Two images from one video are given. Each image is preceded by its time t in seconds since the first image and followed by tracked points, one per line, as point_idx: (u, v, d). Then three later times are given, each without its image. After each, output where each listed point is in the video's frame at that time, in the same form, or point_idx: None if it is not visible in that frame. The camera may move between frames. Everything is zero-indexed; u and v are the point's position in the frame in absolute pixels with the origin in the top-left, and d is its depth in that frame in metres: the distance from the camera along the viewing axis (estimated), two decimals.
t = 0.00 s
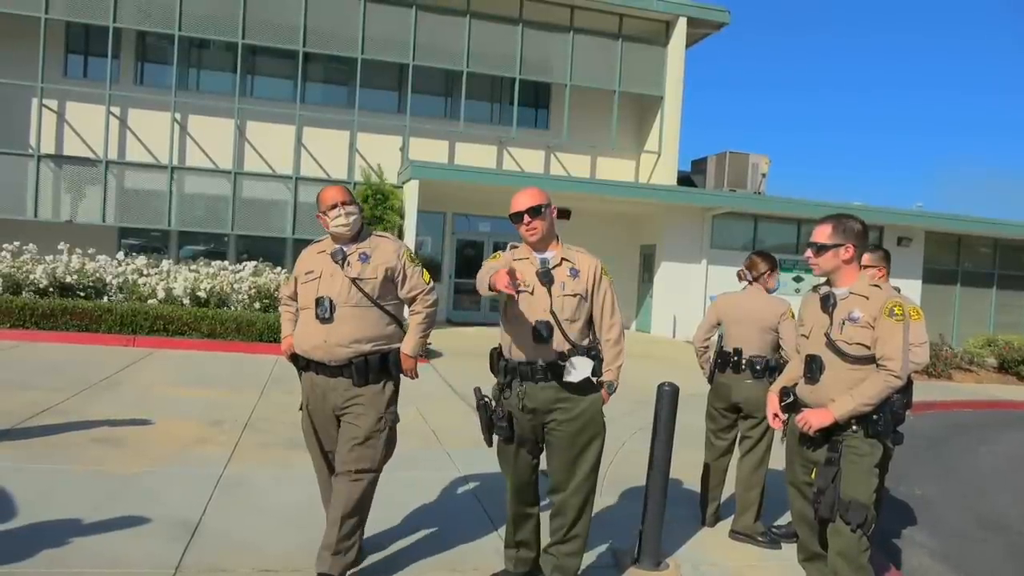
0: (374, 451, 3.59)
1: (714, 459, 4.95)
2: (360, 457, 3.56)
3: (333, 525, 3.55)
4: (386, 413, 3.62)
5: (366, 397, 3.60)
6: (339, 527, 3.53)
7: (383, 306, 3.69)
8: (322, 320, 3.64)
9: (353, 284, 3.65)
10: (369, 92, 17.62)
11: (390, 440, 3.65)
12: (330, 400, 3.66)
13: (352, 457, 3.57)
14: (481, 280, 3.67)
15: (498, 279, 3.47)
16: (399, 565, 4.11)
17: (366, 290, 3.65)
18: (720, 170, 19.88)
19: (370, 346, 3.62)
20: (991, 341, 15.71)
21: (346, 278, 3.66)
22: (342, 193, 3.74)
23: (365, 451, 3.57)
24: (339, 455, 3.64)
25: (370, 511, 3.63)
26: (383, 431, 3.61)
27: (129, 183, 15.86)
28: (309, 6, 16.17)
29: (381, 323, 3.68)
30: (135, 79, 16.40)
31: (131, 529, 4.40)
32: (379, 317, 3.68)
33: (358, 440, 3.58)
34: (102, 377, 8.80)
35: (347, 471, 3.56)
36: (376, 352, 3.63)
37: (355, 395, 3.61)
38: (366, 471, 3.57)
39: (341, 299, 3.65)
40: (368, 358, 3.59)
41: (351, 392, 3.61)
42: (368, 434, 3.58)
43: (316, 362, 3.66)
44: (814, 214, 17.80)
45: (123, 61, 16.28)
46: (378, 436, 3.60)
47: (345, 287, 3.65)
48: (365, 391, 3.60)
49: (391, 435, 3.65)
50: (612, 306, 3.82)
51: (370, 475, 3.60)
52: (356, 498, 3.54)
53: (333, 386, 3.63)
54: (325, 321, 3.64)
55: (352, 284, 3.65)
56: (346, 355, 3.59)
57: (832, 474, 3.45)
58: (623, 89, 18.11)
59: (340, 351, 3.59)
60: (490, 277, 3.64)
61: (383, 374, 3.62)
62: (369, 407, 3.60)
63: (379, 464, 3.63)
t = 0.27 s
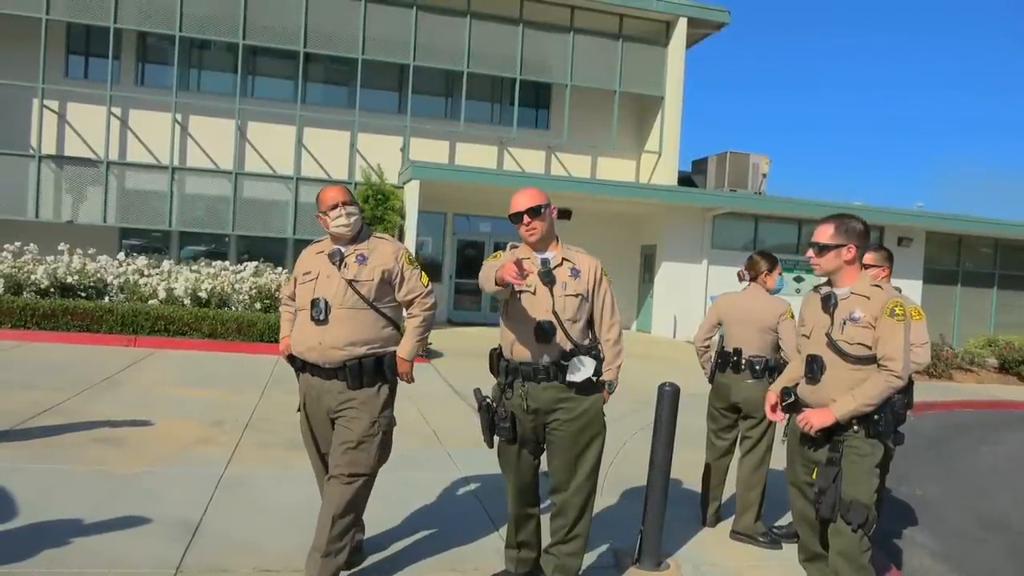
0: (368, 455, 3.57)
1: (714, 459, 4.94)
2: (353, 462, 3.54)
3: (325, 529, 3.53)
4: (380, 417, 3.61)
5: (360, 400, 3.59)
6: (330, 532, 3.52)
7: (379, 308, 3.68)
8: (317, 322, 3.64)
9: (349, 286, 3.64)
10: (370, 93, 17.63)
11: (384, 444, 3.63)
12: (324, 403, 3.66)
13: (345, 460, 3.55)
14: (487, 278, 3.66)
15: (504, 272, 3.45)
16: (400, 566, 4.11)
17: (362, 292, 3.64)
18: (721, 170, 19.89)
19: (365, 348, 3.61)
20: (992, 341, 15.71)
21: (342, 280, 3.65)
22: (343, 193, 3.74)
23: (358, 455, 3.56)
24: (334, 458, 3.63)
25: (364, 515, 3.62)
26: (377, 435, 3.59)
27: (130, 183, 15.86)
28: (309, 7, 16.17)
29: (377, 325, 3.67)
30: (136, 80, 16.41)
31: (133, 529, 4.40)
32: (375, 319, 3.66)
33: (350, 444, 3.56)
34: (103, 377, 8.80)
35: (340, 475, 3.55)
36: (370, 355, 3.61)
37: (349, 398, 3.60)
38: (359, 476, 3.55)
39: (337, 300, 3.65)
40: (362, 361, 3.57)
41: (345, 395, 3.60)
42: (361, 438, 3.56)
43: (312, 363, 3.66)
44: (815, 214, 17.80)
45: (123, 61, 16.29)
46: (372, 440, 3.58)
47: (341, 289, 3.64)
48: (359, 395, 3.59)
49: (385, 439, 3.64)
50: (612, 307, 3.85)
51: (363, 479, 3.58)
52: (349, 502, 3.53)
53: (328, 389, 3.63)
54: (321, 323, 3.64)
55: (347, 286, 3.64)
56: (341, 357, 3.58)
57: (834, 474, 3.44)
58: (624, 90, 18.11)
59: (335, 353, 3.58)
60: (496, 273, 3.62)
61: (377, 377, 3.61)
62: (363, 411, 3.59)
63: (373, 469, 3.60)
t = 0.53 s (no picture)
0: (364, 458, 3.56)
1: (714, 460, 4.94)
2: (349, 465, 3.53)
3: (320, 533, 3.53)
4: (376, 419, 3.60)
5: (356, 402, 3.59)
6: (326, 536, 3.51)
7: (377, 309, 3.67)
8: (314, 323, 3.65)
9: (346, 286, 3.64)
10: (370, 92, 17.64)
11: (380, 447, 3.62)
12: (321, 405, 3.66)
13: (341, 463, 3.54)
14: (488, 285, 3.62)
15: (507, 278, 3.42)
16: (400, 566, 4.11)
17: (359, 293, 3.63)
18: (721, 171, 19.88)
19: (361, 350, 3.60)
20: (993, 341, 15.71)
21: (339, 280, 3.65)
22: (343, 193, 3.74)
23: (354, 458, 3.55)
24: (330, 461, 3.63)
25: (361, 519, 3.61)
26: (373, 438, 3.58)
27: (130, 183, 15.86)
28: (310, 7, 16.17)
29: (375, 327, 3.66)
30: (137, 80, 16.42)
31: (133, 529, 4.40)
32: (372, 321, 3.66)
33: (346, 447, 3.55)
34: (104, 376, 8.81)
35: (336, 478, 3.54)
36: (367, 357, 3.60)
37: (346, 400, 3.60)
38: (355, 479, 3.54)
39: (334, 301, 3.64)
40: (358, 363, 3.57)
41: (342, 398, 3.60)
42: (357, 441, 3.55)
43: (309, 364, 3.66)
44: (816, 215, 17.79)
45: (124, 61, 16.30)
46: (367, 443, 3.57)
47: (338, 290, 3.64)
48: (355, 397, 3.59)
49: (381, 442, 3.63)
50: (612, 308, 3.86)
51: (359, 482, 3.58)
52: (346, 506, 3.53)
53: (324, 391, 3.63)
54: (317, 324, 3.64)
55: (345, 286, 3.63)
56: (338, 359, 3.58)
57: (835, 474, 3.44)
58: (624, 90, 18.11)
59: (331, 354, 3.59)
60: (498, 280, 3.60)
61: (374, 379, 3.60)
62: (359, 413, 3.58)
63: (369, 472, 3.60)
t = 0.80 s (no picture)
0: (360, 461, 3.55)
1: (715, 459, 4.94)
2: (346, 467, 3.53)
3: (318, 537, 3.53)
4: (374, 421, 3.60)
5: (353, 405, 3.59)
6: (323, 540, 3.51)
7: (375, 311, 3.67)
8: (311, 323, 3.65)
9: (344, 287, 3.63)
10: (370, 93, 17.65)
11: (378, 449, 3.62)
12: (319, 407, 3.66)
13: (338, 467, 3.54)
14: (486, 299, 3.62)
15: (509, 296, 3.43)
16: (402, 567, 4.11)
17: (356, 293, 3.63)
18: (722, 171, 19.88)
19: (359, 352, 3.60)
20: (993, 341, 15.71)
21: (337, 281, 3.65)
22: (343, 192, 3.74)
23: (351, 461, 3.54)
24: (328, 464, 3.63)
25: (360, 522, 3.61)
26: (370, 440, 3.58)
27: (131, 185, 15.86)
28: (310, 7, 16.18)
29: (372, 328, 3.66)
30: (137, 81, 16.43)
31: (134, 531, 4.40)
32: (370, 322, 3.65)
33: (343, 450, 3.55)
34: (104, 378, 8.80)
35: (334, 481, 3.54)
36: (364, 359, 3.60)
37: (343, 403, 3.60)
38: (352, 483, 3.54)
39: (331, 302, 3.64)
40: (355, 365, 3.57)
41: (339, 399, 3.60)
42: (354, 443, 3.55)
43: (306, 366, 3.66)
44: (816, 214, 17.80)
45: (125, 63, 16.31)
46: (365, 445, 3.56)
47: (336, 290, 3.64)
48: (353, 399, 3.59)
49: (379, 444, 3.62)
50: (613, 309, 3.85)
51: (358, 486, 3.57)
52: (344, 510, 3.52)
53: (322, 393, 3.63)
54: (314, 325, 3.64)
55: (342, 287, 3.63)
56: (334, 360, 3.58)
57: (836, 474, 3.44)
58: (624, 90, 18.11)
59: (328, 356, 3.58)
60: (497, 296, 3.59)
61: (371, 381, 3.60)
62: (356, 416, 3.58)
63: (367, 475, 3.59)
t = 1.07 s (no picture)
0: (356, 462, 3.54)
1: (716, 459, 4.93)
2: (342, 469, 3.53)
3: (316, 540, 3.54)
4: (369, 422, 3.58)
5: (348, 406, 3.57)
6: (321, 543, 3.52)
7: (372, 310, 3.67)
8: (307, 322, 3.63)
9: (341, 286, 3.63)
10: (370, 93, 17.66)
11: (374, 450, 3.61)
12: (314, 409, 3.64)
13: (334, 469, 3.54)
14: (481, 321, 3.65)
15: (505, 338, 3.48)
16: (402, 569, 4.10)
17: (354, 293, 3.62)
18: (722, 170, 19.87)
19: (356, 352, 3.59)
20: (994, 340, 15.69)
21: (335, 280, 3.64)
22: (342, 190, 3.74)
23: (347, 464, 3.54)
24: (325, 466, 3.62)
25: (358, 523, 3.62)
26: (366, 442, 3.57)
27: (131, 186, 15.86)
28: (310, 8, 16.18)
29: (370, 328, 3.65)
30: (137, 82, 16.44)
31: (135, 532, 4.39)
32: (368, 322, 3.65)
33: (339, 452, 3.55)
34: (105, 379, 8.80)
35: (331, 484, 3.54)
36: (361, 359, 3.59)
37: (338, 404, 3.58)
38: (349, 485, 3.53)
39: (328, 301, 3.64)
40: (352, 365, 3.56)
41: (334, 400, 3.59)
42: (349, 445, 3.54)
43: (302, 367, 3.65)
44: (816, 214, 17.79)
45: (125, 64, 16.32)
46: (360, 447, 3.55)
47: (333, 290, 3.63)
48: (349, 400, 3.57)
49: (375, 445, 3.61)
50: (615, 309, 3.85)
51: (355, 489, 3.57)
52: (342, 513, 3.52)
53: (317, 395, 3.62)
54: (310, 325, 3.63)
55: (340, 286, 3.63)
56: (331, 360, 3.57)
57: (837, 474, 3.43)
58: (624, 90, 18.11)
59: (325, 356, 3.57)
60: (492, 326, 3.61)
61: (368, 381, 3.59)
62: (351, 417, 3.57)
63: (365, 477, 3.58)
